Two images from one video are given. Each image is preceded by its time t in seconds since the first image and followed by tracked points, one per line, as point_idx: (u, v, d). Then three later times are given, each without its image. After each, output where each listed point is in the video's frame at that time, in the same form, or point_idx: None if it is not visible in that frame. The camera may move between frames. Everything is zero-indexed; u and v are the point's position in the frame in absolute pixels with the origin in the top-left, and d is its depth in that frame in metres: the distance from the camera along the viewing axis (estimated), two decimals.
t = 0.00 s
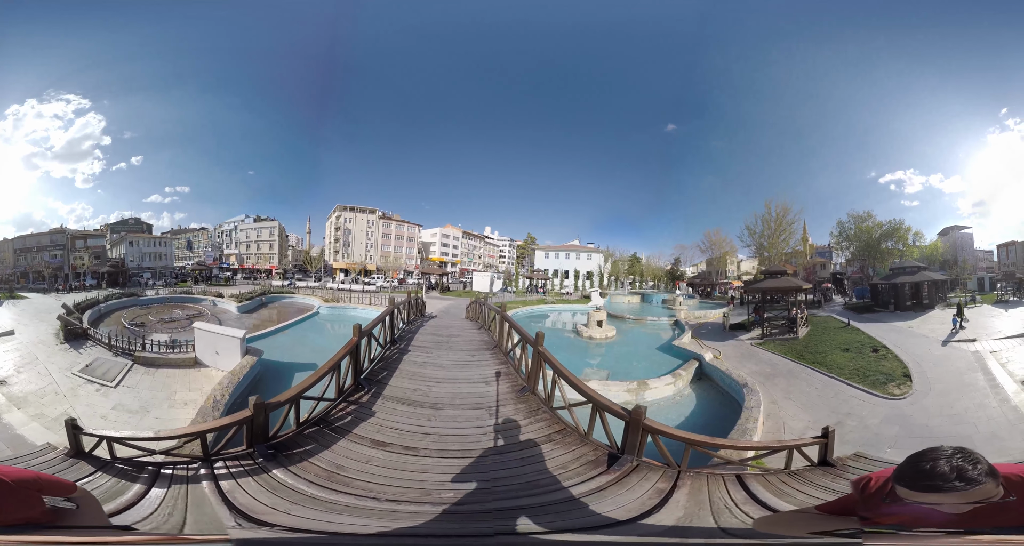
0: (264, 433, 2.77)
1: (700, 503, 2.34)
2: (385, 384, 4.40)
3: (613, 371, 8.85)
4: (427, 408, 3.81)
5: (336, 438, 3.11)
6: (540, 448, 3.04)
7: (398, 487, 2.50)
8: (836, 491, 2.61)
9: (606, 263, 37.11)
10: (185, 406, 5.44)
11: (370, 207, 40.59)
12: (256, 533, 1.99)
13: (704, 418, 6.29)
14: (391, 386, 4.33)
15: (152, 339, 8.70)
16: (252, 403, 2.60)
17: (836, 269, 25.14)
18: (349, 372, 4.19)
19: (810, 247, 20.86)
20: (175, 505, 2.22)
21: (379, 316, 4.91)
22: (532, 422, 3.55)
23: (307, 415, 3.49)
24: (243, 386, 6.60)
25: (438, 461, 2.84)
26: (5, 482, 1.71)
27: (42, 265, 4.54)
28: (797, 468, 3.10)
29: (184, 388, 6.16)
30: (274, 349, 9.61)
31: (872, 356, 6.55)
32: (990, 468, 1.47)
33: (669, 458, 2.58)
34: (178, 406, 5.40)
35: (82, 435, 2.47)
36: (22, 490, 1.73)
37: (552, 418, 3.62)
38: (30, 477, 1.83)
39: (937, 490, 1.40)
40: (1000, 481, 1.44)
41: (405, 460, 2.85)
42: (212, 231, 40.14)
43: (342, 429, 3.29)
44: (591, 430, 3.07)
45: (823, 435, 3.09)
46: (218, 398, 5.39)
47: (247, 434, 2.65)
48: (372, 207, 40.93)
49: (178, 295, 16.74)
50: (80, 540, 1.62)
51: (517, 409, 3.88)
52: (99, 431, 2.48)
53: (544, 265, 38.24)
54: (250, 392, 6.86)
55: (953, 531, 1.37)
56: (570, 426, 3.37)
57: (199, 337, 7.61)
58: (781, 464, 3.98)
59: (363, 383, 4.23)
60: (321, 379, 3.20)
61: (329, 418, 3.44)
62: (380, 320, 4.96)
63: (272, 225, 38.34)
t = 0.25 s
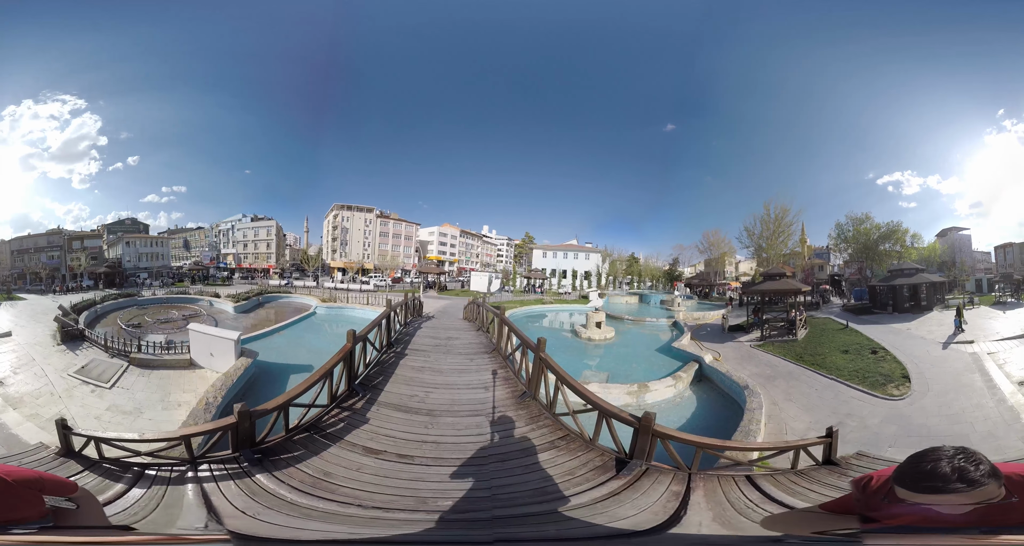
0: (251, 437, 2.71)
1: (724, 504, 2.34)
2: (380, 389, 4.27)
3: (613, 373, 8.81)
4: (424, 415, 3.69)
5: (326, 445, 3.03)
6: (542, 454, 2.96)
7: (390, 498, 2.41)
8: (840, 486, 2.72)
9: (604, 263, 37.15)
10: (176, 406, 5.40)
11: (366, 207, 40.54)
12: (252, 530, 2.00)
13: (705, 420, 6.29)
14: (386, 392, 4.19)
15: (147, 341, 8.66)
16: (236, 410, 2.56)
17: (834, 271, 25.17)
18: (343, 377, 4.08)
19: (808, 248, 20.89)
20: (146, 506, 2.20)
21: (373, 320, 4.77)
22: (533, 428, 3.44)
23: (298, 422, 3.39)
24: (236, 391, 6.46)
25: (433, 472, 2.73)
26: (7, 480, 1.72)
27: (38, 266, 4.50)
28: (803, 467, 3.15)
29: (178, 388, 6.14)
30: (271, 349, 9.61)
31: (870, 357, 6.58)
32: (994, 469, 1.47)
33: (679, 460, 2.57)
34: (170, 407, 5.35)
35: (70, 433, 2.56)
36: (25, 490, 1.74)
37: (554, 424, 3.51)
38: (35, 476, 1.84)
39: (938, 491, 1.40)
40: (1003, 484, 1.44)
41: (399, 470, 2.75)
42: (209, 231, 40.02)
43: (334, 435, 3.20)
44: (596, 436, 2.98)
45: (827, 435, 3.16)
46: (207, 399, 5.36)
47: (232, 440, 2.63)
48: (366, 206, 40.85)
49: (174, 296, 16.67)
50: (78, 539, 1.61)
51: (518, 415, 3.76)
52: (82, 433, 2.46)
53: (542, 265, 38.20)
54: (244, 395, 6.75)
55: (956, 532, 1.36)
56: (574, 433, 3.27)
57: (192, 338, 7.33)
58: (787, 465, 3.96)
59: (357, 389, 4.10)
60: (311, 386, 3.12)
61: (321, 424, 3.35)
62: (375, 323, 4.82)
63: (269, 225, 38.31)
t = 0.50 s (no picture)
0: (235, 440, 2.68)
1: (748, 507, 2.37)
2: (373, 394, 4.20)
3: (613, 375, 8.80)
4: (419, 421, 3.61)
5: (312, 450, 2.97)
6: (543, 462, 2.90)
7: (371, 505, 2.36)
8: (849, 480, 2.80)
9: (603, 262, 37.22)
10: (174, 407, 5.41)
11: (362, 204, 40.27)
12: (255, 535, 2.02)
13: (706, 422, 6.30)
14: (379, 397, 4.12)
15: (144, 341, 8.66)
16: (220, 413, 2.52)
17: (833, 272, 25.21)
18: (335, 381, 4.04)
19: (807, 250, 20.91)
20: (124, 506, 2.26)
21: (368, 323, 4.72)
22: (535, 435, 3.37)
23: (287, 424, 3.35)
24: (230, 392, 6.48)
25: (421, 479, 2.67)
26: (10, 481, 1.74)
27: (38, 269, 4.49)
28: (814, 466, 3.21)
29: (175, 390, 6.16)
30: (267, 349, 9.59)
31: (871, 359, 6.62)
32: (993, 470, 1.49)
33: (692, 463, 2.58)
34: (167, 408, 5.34)
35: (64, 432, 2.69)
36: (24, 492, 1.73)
37: (558, 430, 3.44)
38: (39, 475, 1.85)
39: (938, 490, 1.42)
40: (1004, 484, 1.46)
41: (386, 476, 2.69)
42: (207, 230, 39.93)
43: (321, 440, 3.13)
44: (603, 442, 2.92)
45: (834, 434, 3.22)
46: (202, 400, 5.41)
47: (215, 441, 2.58)
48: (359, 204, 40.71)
49: (172, 296, 16.64)
50: (82, 539, 1.62)
51: (518, 420, 3.70)
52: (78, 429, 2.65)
53: (541, 265, 38.17)
54: (238, 396, 6.76)
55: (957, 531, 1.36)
56: (580, 439, 3.21)
57: (187, 338, 7.47)
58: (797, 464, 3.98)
59: (349, 394, 4.04)
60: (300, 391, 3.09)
61: (310, 428, 3.30)
62: (370, 325, 4.76)
63: (267, 224, 38.34)
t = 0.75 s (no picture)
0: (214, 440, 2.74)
1: (778, 504, 2.44)
2: (363, 400, 4.08)
3: (615, 380, 8.69)
4: (411, 430, 3.49)
5: (290, 454, 2.93)
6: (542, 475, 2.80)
7: (338, 513, 2.31)
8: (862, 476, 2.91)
9: (602, 264, 37.21)
10: (165, 406, 5.42)
11: (361, 203, 40.26)
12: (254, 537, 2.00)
13: (712, 426, 6.28)
14: (369, 403, 4.00)
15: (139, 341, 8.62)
16: (199, 414, 2.58)
17: (832, 274, 25.24)
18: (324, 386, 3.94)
19: (806, 251, 20.93)
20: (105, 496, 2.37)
21: (362, 326, 4.59)
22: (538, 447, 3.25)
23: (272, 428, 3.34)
24: (224, 390, 6.54)
25: (396, 488, 2.60)
26: None
27: (36, 268, 4.49)
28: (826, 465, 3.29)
29: (167, 389, 6.21)
30: (258, 350, 9.55)
31: (872, 359, 6.62)
32: (990, 471, 1.49)
33: (712, 469, 2.59)
34: (160, 407, 5.34)
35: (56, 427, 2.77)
36: (17, 491, 1.79)
37: (563, 441, 3.33)
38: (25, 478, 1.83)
39: (937, 491, 1.43)
40: (999, 484, 1.46)
41: (362, 485, 2.63)
42: (205, 229, 39.87)
43: (302, 446, 3.08)
44: (614, 453, 2.84)
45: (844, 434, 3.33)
46: (191, 399, 5.41)
47: (195, 440, 2.65)
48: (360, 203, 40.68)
49: (170, 295, 16.60)
50: (80, 539, 1.61)
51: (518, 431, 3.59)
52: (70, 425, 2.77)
53: (540, 266, 38.09)
54: (230, 395, 6.72)
55: (958, 532, 1.36)
56: (587, 449, 3.11)
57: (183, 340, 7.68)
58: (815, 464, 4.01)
59: (337, 399, 3.94)
60: (283, 397, 3.04)
61: (293, 432, 3.27)
62: (363, 329, 4.63)
63: (265, 223, 38.39)
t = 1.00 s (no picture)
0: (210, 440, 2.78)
1: (805, 501, 2.48)
2: (362, 404, 4.07)
3: (623, 384, 8.65)
4: (411, 437, 3.47)
5: (285, 457, 2.94)
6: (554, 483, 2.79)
7: (320, 515, 2.29)
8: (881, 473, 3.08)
9: (607, 265, 37.20)
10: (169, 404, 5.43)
11: (370, 201, 40.65)
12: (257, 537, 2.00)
13: (723, 431, 6.29)
14: (369, 408, 3.98)
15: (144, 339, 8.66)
16: (192, 417, 2.57)
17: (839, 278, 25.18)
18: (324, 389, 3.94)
19: (813, 255, 20.88)
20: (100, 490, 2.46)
21: (364, 329, 4.56)
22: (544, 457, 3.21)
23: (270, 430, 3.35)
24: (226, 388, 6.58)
25: (387, 494, 2.60)
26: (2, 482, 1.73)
27: (42, 267, 4.51)
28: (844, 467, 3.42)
29: (170, 387, 6.29)
30: (262, 348, 9.56)
31: (880, 361, 6.56)
32: (987, 469, 1.49)
33: (735, 474, 2.61)
34: (162, 404, 5.38)
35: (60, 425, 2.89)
36: (18, 491, 1.76)
37: (573, 449, 3.29)
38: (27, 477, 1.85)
39: (932, 491, 1.42)
40: (996, 483, 1.46)
41: (353, 488, 2.63)
42: (211, 226, 40.11)
43: (298, 449, 3.09)
44: (628, 459, 2.82)
45: (857, 435, 3.49)
46: (193, 398, 5.45)
47: (187, 440, 2.65)
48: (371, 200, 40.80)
49: (176, 292, 16.72)
50: (76, 540, 1.64)
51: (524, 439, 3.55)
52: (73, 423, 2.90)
53: (545, 266, 38.06)
54: (233, 394, 6.75)
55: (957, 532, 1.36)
56: (600, 458, 3.10)
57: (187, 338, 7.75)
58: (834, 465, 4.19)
59: (336, 403, 3.93)
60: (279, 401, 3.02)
61: (290, 433, 3.28)
62: (364, 332, 4.59)
63: (271, 220, 38.65)
